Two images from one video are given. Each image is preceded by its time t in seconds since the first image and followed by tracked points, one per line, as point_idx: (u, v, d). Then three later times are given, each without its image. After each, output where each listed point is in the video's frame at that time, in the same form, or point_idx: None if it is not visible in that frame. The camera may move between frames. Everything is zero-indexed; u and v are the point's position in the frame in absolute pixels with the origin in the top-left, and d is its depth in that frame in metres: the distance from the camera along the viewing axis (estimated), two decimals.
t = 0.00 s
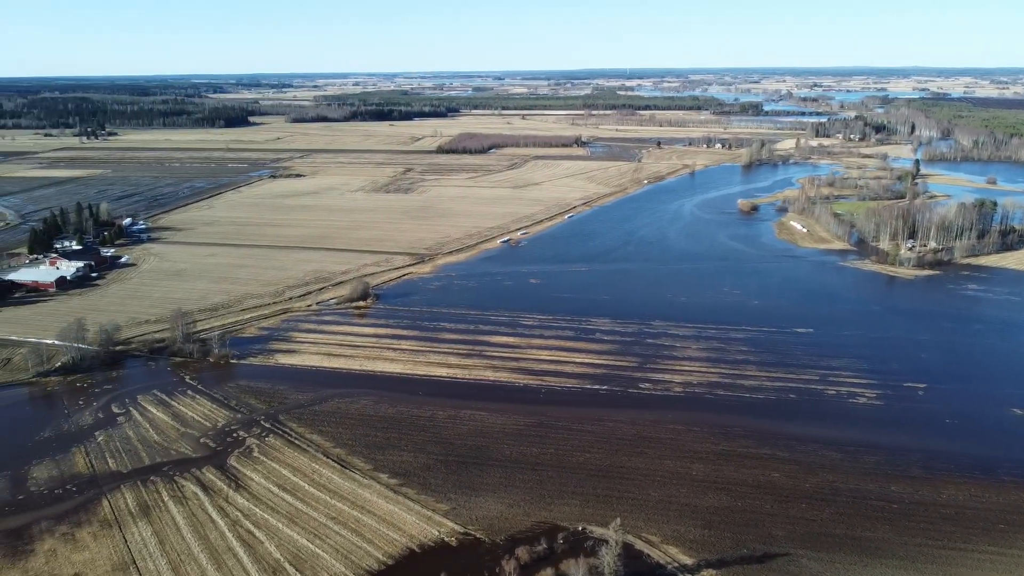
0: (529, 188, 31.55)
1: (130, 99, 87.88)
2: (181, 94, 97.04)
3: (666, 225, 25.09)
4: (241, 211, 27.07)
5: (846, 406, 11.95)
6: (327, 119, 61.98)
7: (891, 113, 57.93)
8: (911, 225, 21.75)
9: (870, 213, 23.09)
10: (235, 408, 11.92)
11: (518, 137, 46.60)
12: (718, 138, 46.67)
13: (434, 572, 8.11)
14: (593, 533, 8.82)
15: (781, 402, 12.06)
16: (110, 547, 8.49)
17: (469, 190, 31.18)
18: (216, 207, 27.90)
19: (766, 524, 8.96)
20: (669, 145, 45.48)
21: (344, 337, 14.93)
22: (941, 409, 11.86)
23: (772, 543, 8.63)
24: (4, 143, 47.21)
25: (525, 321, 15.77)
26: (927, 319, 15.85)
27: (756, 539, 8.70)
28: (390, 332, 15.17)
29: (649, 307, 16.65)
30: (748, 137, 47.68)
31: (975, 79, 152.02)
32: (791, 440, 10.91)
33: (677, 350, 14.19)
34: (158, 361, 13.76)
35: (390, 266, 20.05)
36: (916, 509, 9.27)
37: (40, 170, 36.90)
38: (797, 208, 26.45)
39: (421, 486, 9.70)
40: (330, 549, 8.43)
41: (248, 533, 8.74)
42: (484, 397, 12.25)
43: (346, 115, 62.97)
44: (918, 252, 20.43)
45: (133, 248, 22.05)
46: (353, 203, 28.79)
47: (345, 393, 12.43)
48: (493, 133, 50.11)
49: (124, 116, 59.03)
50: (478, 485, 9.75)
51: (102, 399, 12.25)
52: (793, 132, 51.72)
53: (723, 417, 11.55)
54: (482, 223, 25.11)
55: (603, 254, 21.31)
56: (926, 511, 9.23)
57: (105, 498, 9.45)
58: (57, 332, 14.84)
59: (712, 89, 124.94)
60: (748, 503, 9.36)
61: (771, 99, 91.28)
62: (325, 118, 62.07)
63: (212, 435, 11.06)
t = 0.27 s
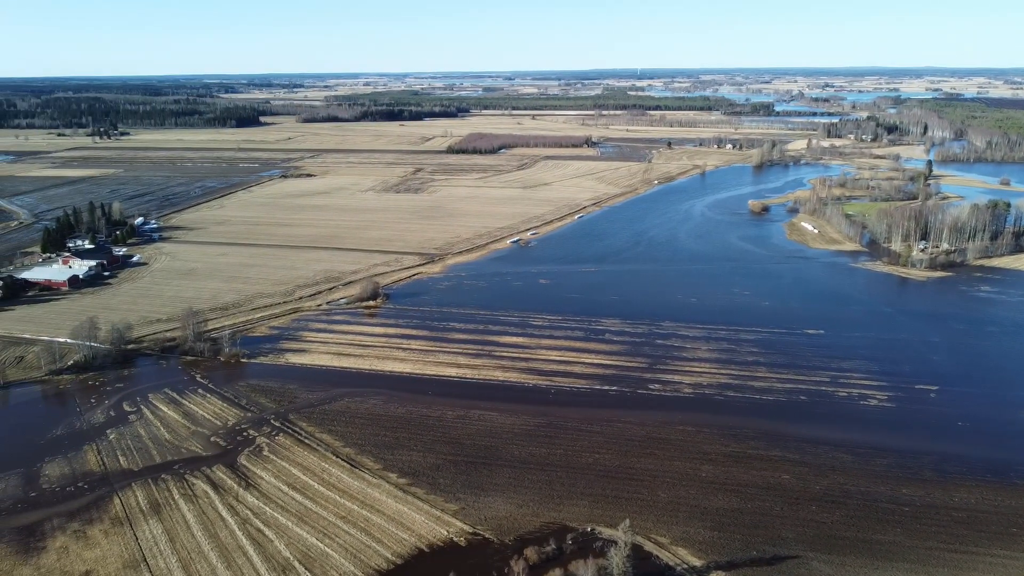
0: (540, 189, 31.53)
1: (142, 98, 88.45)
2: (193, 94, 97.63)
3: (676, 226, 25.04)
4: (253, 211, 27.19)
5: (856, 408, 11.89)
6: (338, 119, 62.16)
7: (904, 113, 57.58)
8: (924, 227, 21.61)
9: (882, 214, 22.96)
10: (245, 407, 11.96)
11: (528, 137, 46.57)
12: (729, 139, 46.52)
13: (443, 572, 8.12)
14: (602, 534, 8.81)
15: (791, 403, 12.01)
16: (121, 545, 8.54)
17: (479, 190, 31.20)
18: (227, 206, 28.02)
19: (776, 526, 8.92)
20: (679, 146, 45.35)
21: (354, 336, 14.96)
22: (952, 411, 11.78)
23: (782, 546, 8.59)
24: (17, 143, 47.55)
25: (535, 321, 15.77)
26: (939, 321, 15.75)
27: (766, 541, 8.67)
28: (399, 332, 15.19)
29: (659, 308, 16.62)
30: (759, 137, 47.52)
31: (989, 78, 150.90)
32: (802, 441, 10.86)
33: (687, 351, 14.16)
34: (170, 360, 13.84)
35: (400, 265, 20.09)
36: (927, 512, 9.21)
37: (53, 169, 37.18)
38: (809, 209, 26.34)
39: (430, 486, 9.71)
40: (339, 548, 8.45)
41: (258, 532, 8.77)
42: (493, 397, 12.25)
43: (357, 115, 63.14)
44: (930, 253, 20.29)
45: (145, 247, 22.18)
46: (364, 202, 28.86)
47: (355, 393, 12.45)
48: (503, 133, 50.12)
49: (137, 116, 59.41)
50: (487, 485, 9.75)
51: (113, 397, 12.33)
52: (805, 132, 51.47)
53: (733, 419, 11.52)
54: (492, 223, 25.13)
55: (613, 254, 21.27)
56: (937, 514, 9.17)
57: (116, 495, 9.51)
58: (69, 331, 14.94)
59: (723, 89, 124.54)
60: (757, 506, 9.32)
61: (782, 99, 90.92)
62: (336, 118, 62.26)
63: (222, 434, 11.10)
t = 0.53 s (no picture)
0: (550, 189, 31.51)
1: (155, 98, 89.04)
2: (205, 94, 98.26)
3: (687, 226, 24.97)
4: (264, 211, 27.29)
5: (868, 410, 11.82)
6: (349, 119, 62.34)
7: (918, 114, 57.23)
8: (937, 228, 21.46)
9: (895, 215, 22.82)
10: (256, 406, 12.01)
11: (539, 137, 46.53)
12: (741, 139, 46.34)
13: (453, 572, 8.13)
14: (611, 535, 8.79)
15: (802, 405, 11.96)
16: (132, 543, 8.58)
17: (490, 190, 31.21)
18: (239, 206, 28.14)
19: (786, 528, 8.89)
20: (691, 146, 45.22)
21: (365, 336, 14.99)
22: (966, 414, 11.69)
23: (793, 548, 8.55)
24: (32, 142, 47.91)
25: (545, 321, 15.75)
26: (953, 323, 15.63)
27: (776, 543, 8.63)
28: (410, 331, 15.21)
29: (669, 308, 16.58)
30: (770, 138, 47.33)
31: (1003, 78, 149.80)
32: (813, 443, 10.81)
33: (697, 352, 14.11)
34: (182, 359, 13.91)
35: (411, 265, 20.12)
36: (939, 515, 9.14)
37: (67, 169, 37.45)
38: (821, 209, 26.22)
39: (439, 486, 9.72)
40: (349, 547, 8.47)
41: (269, 530, 8.81)
42: (503, 397, 12.26)
43: (368, 115, 63.31)
44: (943, 255, 20.16)
45: (157, 246, 22.30)
46: (374, 202, 28.92)
47: (365, 392, 12.48)
48: (514, 133, 50.13)
49: (150, 115, 59.78)
50: (497, 485, 9.75)
51: (125, 395, 12.41)
52: (817, 133, 51.23)
53: (744, 420, 11.47)
54: (502, 223, 25.13)
55: (624, 255, 21.24)
56: (949, 517, 9.11)
57: (128, 493, 9.56)
58: (82, 329, 15.05)
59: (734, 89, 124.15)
60: (768, 508, 9.28)
61: (794, 99, 90.56)
62: (347, 118, 62.45)
63: (233, 432, 11.15)
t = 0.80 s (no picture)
0: (562, 189, 31.49)
1: (170, 98, 89.80)
2: (220, 94, 98.93)
3: (700, 227, 24.90)
4: (277, 210, 27.42)
5: (882, 412, 11.74)
6: (362, 119, 62.54)
7: (933, 115, 56.82)
8: (952, 230, 21.29)
9: (909, 216, 22.67)
10: (268, 405, 12.06)
11: (551, 137, 46.51)
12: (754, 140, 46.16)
13: (464, 572, 8.13)
14: (622, 536, 8.77)
15: (815, 407, 11.89)
16: (145, 540, 8.64)
17: (502, 191, 31.23)
18: (252, 206, 28.28)
19: (798, 531, 8.84)
20: (704, 147, 45.08)
21: (377, 336, 15.02)
22: (980, 417, 11.59)
23: (805, 551, 8.50)
24: (48, 142, 48.34)
25: (557, 322, 15.74)
26: (967, 326, 15.50)
27: (788, 546, 8.59)
28: (421, 331, 15.23)
29: (681, 309, 16.53)
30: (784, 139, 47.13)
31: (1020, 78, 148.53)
32: (825, 446, 10.75)
33: (709, 353, 14.06)
34: (195, 357, 13.99)
35: (422, 265, 20.15)
36: (953, 519, 9.07)
37: (83, 168, 37.76)
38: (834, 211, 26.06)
39: (450, 486, 9.72)
40: (360, 546, 8.49)
41: (280, 529, 8.84)
42: (514, 398, 12.25)
43: (381, 115, 63.50)
44: (958, 256, 19.99)
45: (171, 245, 22.45)
46: (387, 202, 28.99)
47: (376, 392, 12.51)
48: (526, 133, 50.14)
49: (164, 115, 60.20)
50: (507, 485, 9.75)
51: (139, 393, 12.50)
52: (831, 133, 50.96)
53: (756, 422, 11.42)
54: (514, 224, 25.14)
55: (636, 256, 21.20)
56: (963, 521, 9.04)
57: (141, 491, 9.62)
58: (97, 328, 15.16)
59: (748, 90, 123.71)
60: (780, 510, 9.24)
61: (808, 100, 90.13)
62: (360, 118, 62.66)
63: (245, 431, 11.20)
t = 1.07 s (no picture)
0: (575, 190, 31.44)
1: (185, 98, 90.45)
2: (234, 94, 99.53)
3: (712, 228, 24.82)
4: (290, 210, 27.52)
5: (895, 415, 11.65)
6: (374, 119, 62.71)
7: (949, 115, 56.40)
8: (967, 231, 21.13)
9: (925, 218, 22.50)
10: (281, 404, 12.11)
11: (564, 138, 46.45)
12: (768, 141, 45.96)
13: (475, 572, 8.14)
14: (633, 538, 8.75)
15: (829, 409, 11.82)
16: (158, 537, 8.69)
17: (514, 191, 31.23)
18: (265, 205, 28.40)
19: (811, 534, 8.79)
20: (717, 147, 44.89)
21: (388, 335, 15.05)
22: (995, 420, 11.49)
23: (817, 554, 8.45)
24: (64, 142, 48.75)
25: (568, 322, 15.72)
26: (983, 328, 15.38)
27: (800, 549, 8.54)
28: (433, 331, 15.25)
29: (693, 311, 16.48)
30: (798, 139, 46.94)
31: None
32: (839, 448, 10.68)
33: (722, 355, 14.00)
34: (208, 356, 14.07)
35: (434, 265, 20.18)
36: (967, 523, 9.00)
37: (98, 168, 38.04)
38: (848, 212, 25.91)
39: (461, 486, 9.73)
40: (371, 546, 8.51)
41: (292, 527, 8.88)
42: (525, 398, 12.25)
43: (394, 115, 63.66)
44: (974, 258, 19.81)
45: (185, 244, 22.60)
46: (399, 202, 29.05)
47: (387, 391, 12.54)
48: (538, 134, 50.13)
49: (179, 115, 60.59)
50: (518, 486, 9.75)
51: (153, 391, 12.58)
52: (845, 134, 50.68)
53: (768, 424, 11.37)
54: (526, 224, 25.13)
55: (648, 256, 21.15)
56: (978, 525, 8.96)
57: (155, 488, 9.68)
58: (111, 326, 15.27)
59: (761, 90, 123.18)
60: (793, 512, 9.19)
61: (822, 100, 89.68)
62: (373, 118, 62.83)
63: (258, 430, 11.25)
